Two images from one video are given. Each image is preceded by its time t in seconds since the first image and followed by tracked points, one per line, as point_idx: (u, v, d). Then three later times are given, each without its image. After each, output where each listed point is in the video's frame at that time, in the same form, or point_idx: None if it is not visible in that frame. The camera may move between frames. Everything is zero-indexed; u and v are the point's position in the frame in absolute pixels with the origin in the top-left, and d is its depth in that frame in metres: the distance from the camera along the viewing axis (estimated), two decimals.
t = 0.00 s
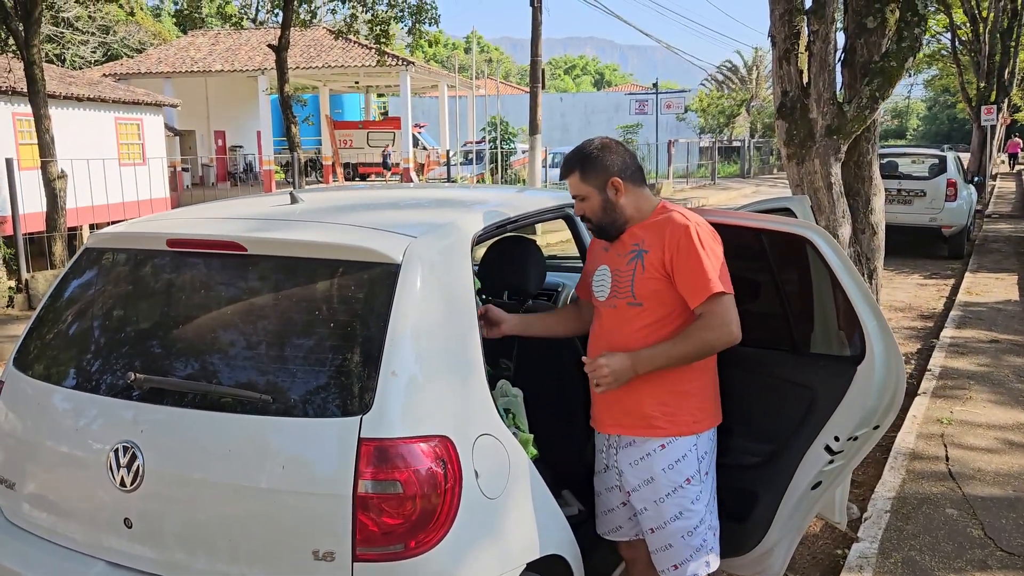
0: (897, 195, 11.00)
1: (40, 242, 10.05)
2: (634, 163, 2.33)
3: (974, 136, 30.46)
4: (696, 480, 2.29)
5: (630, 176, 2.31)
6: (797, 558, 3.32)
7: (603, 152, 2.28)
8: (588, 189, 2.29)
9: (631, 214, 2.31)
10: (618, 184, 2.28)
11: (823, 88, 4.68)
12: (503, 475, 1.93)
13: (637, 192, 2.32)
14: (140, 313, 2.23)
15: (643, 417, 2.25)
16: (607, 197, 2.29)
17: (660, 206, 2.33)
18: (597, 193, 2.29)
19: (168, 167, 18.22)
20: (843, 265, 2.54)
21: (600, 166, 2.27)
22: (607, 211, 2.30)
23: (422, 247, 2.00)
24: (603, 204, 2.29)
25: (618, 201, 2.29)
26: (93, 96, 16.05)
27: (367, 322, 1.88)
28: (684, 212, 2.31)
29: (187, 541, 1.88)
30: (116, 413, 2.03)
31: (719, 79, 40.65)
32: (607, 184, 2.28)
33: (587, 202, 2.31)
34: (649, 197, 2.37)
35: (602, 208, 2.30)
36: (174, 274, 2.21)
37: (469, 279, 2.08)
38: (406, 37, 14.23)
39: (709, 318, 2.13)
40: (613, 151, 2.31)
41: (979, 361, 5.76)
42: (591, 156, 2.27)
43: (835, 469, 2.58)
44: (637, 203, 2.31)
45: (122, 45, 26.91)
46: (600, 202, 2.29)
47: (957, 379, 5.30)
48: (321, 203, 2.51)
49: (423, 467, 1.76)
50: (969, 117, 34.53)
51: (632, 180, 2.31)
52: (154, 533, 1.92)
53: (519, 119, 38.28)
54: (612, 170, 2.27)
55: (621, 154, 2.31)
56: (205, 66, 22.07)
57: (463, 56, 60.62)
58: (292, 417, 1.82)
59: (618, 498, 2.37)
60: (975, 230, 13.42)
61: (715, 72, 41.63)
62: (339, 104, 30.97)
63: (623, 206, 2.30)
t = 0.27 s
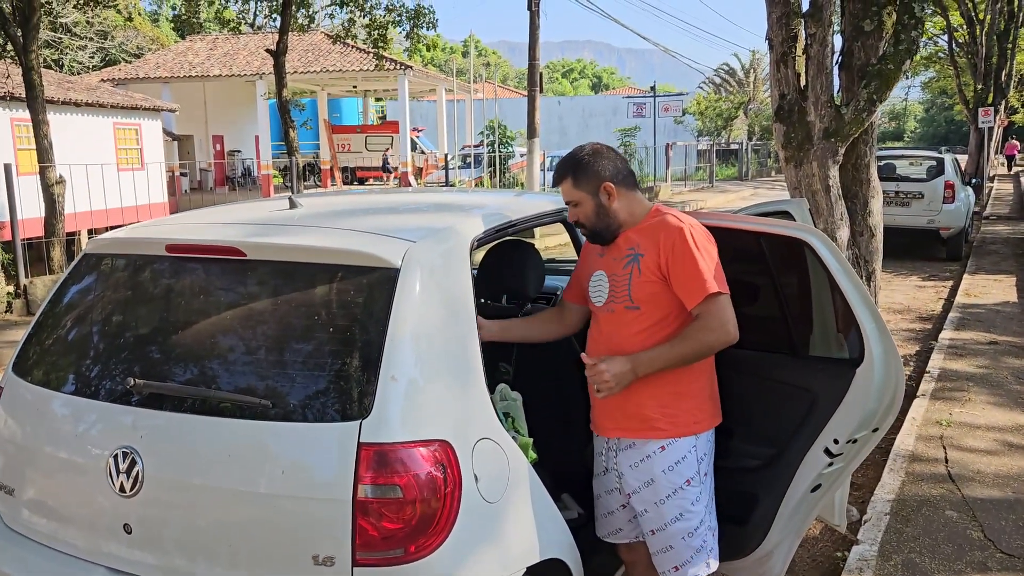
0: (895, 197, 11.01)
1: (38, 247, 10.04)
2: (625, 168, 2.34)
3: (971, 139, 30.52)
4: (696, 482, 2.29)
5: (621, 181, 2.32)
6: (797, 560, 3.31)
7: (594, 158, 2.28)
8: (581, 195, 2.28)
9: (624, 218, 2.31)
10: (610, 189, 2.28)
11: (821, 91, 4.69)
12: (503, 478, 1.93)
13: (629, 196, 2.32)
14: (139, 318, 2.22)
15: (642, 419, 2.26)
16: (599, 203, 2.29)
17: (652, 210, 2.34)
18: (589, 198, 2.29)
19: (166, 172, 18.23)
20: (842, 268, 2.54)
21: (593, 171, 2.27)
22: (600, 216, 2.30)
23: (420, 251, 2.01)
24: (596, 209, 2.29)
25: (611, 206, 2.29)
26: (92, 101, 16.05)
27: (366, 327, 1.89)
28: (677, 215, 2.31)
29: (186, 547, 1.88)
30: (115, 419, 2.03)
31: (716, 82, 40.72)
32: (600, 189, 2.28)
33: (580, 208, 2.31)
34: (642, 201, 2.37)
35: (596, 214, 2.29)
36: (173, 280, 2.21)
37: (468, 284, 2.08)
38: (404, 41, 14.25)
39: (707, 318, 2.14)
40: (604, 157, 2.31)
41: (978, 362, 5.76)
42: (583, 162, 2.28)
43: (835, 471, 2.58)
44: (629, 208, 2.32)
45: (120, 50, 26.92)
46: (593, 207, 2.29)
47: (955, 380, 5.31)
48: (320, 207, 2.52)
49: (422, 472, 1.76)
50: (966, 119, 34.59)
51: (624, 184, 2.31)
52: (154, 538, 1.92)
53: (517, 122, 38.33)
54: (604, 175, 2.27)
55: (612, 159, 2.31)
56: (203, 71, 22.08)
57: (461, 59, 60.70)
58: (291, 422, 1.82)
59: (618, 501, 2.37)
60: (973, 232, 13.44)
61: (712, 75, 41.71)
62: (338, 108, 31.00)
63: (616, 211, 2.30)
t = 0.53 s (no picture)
0: (892, 201, 11.03)
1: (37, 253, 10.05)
2: (616, 174, 2.35)
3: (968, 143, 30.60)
4: (694, 484, 2.29)
5: (612, 186, 2.32)
6: (796, 564, 3.31)
7: (585, 164, 2.29)
8: (574, 201, 2.29)
9: (617, 223, 2.32)
10: (601, 194, 2.28)
11: (818, 96, 4.71)
12: (501, 483, 1.93)
13: (620, 201, 2.33)
14: (138, 324, 2.23)
15: (641, 422, 2.26)
16: (591, 208, 2.29)
17: (644, 214, 2.35)
18: (581, 204, 2.29)
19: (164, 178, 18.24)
20: (840, 272, 2.55)
21: (583, 178, 2.27)
22: (591, 221, 2.30)
23: (419, 256, 2.01)
24: (588, 215, 2.30)
25: (602, 211, 2.29)
26: (90, 107, 16.06)
27: (365, 332, 1.89)
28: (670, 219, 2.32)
29: (184, 553, 1.88)
30: (114, 425, 2.02)
31: (714, 87, 40.81)
32: (592, 195, 2.28)
33: (571, 214, 2.32)
34: (633, 205, 2.38)
35: (587, 220, 2.30)
36: (171, 285, 2.21)
37: (466, 289, 2.09)
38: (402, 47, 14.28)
39: (703, 321, 2.15)
40: (594, 162, 2.31)
41: (976, 366, 5.77)
42: (574, 169, 2.28)
43: (833, 475, 2.59)
44: (621, 213, 2.32)
45: (118, 57, 26.95)
46: (585, 213, 2.29)
47: (954, 384, 5.31)
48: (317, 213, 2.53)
49: (421, 477, 1.76)
50: (963, 123, 34.68)
51: (615, 189, 2.31)
52: (152, 546, 1.91)
53: (515, 128, 38.40)
54: (596, 181, 2.28)
55: (602, 164, 2.31)
56: (201, 77, 22.11)
57: (459, 65, 60.87)
58: (290, 427, 1.83)
59: (616, 504, 2.37)
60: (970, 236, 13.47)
61: (710, 80, 41.80)
62: (336, 114, 31.03)
63: (608, 216, 2.31)
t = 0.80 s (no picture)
0: (891, 205, 11.05)
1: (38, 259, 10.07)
2: (608, 180, 2.36)
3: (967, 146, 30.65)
4: (692, 488, 2.30)
5: (603, 192, 2.33)
6: (796, 569, 3.31)
7: (575, 171, 2.30)
8: (567, 209, 2.31)
9: (609, 229, 2.33)
10: (591, 201, 2.30)
11: (816, 100, 4.72)
12: (500, 488, 1.94)
13: (613, 206, 2.34)
14: (139, 330, 2.23)
15: (640, 426, 2.26)
16: (581, 216, 2.31)
17: (638, 219, 2.36)
18: (572, 212, 2.31)
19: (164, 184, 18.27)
20: (838, 277, 2.56)
21: (573, 186, 2.29)
22: (582, 229, 2.32)
23: (419, 262, 2.02)
24: (582, 222, 2.31)
25: (593, 218, 2.31)
26: (90, 113, 16.09)
27: (365, 338, 1.89)
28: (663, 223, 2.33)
29: (186, 559, 1.88)
30: (115, 431, 2.03)
31: (713, 91, 40.88)
32: (583, 203, 2.30)
33: (564, 222, 2.34)
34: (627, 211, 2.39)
35: (579, 227, 2.32)
36: (172, 291, 2.22)
37: (466, 294, 2.10)
38: (402, 52, 14.31)
39: (700, 324, 2.15)
40: (585, 168, 2.33)
41: (975, 370, 5.77)
42: (563, 178, 2.30)
43: (833, 479, 2.59)
44: (614, 218, 2.33)
45: (118, 63, 27.01)
46: (575, 221, 2.32)
47: (953, 388, 5.31)
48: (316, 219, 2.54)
49: (421, 482, 1.76)
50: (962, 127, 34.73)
51: (607, 195, 2.33)
52: (153, 551, 1.92)
53: (514, 132, 38.46)
54: (587, 187, 2.29)
55: (591, 171, 2.32)
56: (201, 83, 22.14)
57: (459, 70, 60.96)
58: (291, 433, 1.83)
59: (615, 508, 2.37)
60: (970, 239, 13.47)
61: (709, 85, 41.87)
62: (336, 119, 31.08)
63: (599, 223, 2.32)
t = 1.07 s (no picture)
0: (892, 208, 11.05)
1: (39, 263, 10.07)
2: (607, 184, 2.37)
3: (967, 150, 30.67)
4: (688, 494, 2.30)
5: (601, 197, 2.33)
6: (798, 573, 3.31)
7: (571, 177, 2.32)
8: (562, 215, 2.33)
9: (605, 234, 2.33)
10: (587, 206, 2.31)
11: (817, 104, 4.73)
12: (502, 492, 1.94)
13: (611, 211, 2.35)
14: (140, 335, 2.24)
15: (637, 432, 2.26)
16: (577, 220, 2.32)
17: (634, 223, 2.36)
18: (569, 216, 2.33)
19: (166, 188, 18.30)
20: (838, 280, 2.57)
21: (569, 190, 2.31)
22: (579, 232, 2.34)
23: (420, 267, 2.02)
24: (578, 226, 2.33)
25: (589, 222, 2.32)
26: (91, 118, 16.12)
27: (366, 343, 1.90)
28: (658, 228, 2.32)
29: (188, 564, 1.88)
30: (117, 436, 2.03)
31: (713, 95, 40.92)
32: (579, 207, 2.31)
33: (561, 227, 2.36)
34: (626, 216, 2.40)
35: (575, 231, 2.34)
36: (174, 296, 2.23)
37: (467, 298, 2.10)
38: (403, 57, 14.33)
39: (688, 329, 2.14)
40: (582, 174, 2.34)
41: (976, 373, 5.77)
42: (560, 182, 2.32)
43: (834, 484, 2.58)
44: (610, 224, 2.34)
45: (119, 68, 27.06)
46: (572, 225, 2.33)
47: (954, 392, 5.31)
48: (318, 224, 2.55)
49: (423, 487, 1.76)
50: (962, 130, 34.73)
51: (603, 200, 2.33)
52: (155, 556, 1.92)
53: (515, 136, 38.50)
54: (583, 193, 2.31)
55: (588, 175, 2.34)
56: (202, 87, 22.16)
57: (459, 74, 61.03)
58: (292, 438, 1.84)
59: (614, 513, 2.36)
60: (971, 243, 13.46)
61: (709, 89, 41.90)
62: (337, 123, 31.13)
63: (595, 227, 2.33)
